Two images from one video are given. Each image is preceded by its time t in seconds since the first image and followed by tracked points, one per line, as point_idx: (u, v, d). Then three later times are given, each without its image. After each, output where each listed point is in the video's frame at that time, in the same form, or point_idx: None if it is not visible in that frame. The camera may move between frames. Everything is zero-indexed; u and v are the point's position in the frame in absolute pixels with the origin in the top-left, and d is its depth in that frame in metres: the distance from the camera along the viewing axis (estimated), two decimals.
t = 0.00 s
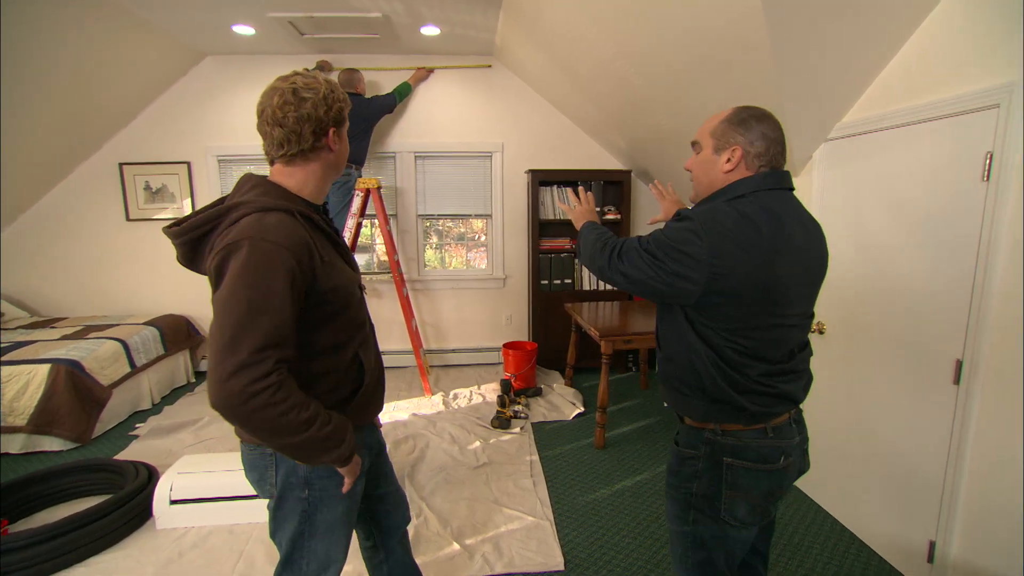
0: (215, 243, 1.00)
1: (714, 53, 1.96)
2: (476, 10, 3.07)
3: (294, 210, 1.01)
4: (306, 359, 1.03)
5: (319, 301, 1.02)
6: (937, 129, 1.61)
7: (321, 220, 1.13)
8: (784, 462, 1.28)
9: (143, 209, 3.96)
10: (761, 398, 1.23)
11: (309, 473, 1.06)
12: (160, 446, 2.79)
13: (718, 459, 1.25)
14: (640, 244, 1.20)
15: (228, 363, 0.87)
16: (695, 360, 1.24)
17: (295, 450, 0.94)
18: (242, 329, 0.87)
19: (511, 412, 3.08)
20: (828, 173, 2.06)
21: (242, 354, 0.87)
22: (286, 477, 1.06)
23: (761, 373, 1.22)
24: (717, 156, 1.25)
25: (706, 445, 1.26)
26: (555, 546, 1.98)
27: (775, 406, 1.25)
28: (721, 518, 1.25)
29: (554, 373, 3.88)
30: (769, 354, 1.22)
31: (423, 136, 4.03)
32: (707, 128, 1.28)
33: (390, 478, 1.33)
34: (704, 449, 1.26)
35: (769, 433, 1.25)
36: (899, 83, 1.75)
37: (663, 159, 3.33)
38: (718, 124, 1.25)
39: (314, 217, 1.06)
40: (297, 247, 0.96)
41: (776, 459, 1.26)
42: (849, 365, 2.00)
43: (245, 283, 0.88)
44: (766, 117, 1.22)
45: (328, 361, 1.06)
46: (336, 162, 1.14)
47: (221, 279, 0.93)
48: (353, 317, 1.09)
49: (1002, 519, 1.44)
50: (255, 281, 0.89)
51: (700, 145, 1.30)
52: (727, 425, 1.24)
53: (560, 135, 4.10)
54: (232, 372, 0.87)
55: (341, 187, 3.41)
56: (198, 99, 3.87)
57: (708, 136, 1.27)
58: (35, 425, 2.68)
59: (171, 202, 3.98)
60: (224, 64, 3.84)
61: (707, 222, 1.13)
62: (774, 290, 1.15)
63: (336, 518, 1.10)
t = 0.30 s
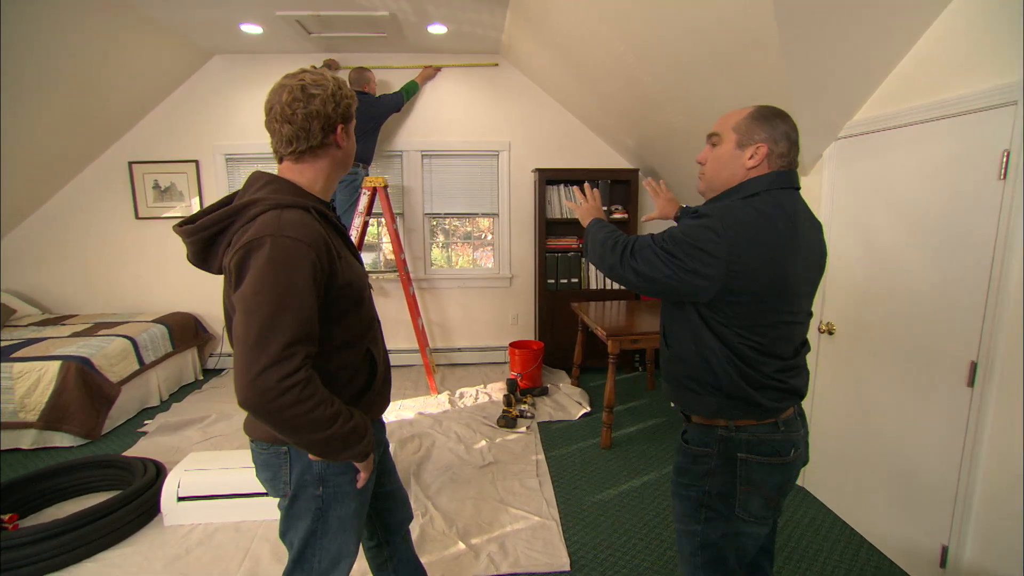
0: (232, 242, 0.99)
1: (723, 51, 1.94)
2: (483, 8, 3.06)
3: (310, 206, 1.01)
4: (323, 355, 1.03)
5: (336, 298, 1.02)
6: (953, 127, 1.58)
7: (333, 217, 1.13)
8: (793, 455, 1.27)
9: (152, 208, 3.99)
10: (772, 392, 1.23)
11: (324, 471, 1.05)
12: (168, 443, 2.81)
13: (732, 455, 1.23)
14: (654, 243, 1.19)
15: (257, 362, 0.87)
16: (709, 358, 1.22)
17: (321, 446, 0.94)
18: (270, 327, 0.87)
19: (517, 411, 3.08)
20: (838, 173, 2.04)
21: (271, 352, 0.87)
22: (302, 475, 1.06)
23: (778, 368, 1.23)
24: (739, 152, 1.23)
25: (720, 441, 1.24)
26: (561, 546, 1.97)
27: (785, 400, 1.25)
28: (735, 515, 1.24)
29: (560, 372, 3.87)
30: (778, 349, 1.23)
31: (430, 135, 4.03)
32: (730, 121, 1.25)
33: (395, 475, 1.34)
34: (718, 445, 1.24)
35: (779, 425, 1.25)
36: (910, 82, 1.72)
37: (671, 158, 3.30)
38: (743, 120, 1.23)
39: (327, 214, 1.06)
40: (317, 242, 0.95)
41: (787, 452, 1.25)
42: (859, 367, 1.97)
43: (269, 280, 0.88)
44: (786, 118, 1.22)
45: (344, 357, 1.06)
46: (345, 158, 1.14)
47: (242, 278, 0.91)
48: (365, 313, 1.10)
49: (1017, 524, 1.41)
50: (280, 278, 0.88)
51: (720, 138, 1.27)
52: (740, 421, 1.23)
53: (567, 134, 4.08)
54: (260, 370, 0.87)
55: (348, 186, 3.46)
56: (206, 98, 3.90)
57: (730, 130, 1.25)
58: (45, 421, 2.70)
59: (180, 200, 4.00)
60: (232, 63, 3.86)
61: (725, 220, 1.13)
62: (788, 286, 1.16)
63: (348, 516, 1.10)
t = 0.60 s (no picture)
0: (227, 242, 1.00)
1: (729, 53, 1.93)
2: (488, 10, 3.06)
3: (307, 208, 1.01)
4: (317, 358, 1.03)
5: (332, 300, 1.01)
6: (963, 129, 1.56)
7: (334, 220, 1.13)
8: (797, 458, 1.27)
9: (158, 208, 4.01)
10: (779, 393, 1.22)
11: (321, 473, 1.05)
12: (172, 443, 2.82)
13: (737, 459, 1.22)
14: (667, 243, 1.18)
15: (244, 361, 0.87)
16: (718, 360, 1.21)
17: (309, 449, 0.93)
18: (258, 328, 0.87)
19: (521, 413, 3.07)
20: (844, 176, 2.02)
21: (259, 352, 0.87)
22: (299, 477, 1.06)
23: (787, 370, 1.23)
24: (753, 155, 1.22)
25: (724, 445, 1.23)
26: (565, 550, 1.95)
27: (793, 402, 1.25)
28: (739, 519, 1.22)
29: (564, 375, 3.85)
30: (786, 352, 1.22)
31: (434, 136, 4.03)
32: (744, 123, 1.24)
33: (402, 479, 1.33)
34: (723, 449, 1.23)
35: (785, 430, 1.24)
36: (918, 83, 1.71)
37: (676, 160, 3.29)
38: (758, 123, 1.22)
39: (326, 215, 1.06)
40: (310, 243, 0.95)
41: (792, 456, 1.24)
42: (866, 371, 1.95)
43: (259, 280, 0.88)
44: (798, 121, 1.22)
45: (340, 359, 1.06)
46: (347, 160, 1.13)
47: (235, 277, 0.92)
48: (364, 316, 1.09)
49: None
50: (271, 278, 0.89)
51: (733, 141, 1.26)
52: (747, 423, 1.22)
53: (572, 136, 4.08)
54: (248, 371, 0.87)
55: (353, 187, 3.44)
56: (213, 99, 3.91)
57: (744, 132, 1.23)
58: (52, 421, 2.67)
59: (186, 201, 4.03)
60: (238, 64, 3.88)
61: (745, 221, 1.14)
62: (799, 286, 1.17)
63: (348, 518, 1.09)
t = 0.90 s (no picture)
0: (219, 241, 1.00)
1: (731, 54, 1.93)
2: (489, 10, 3.05)
3: (299, 209, 1.01)
4: (305, 361, 1.02)
5: (320, 303, 1.00)
6: (968, 128, 1.54)
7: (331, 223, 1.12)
8: (798, 459, 1.26)
9: (160, 209, 4.01)
10: (782, 393, 1.21)
11: (312, 476, 1.04)
12: (173, 444, 2.82)
13: (738, 460, 1.21)
14: (677, 244, 1.17)
15: (220, 359, 0.86)
16: (721, 361, 1.20)
17: (286, 452, 0.92)
18: (235, 327, 0.87)
19: (522, 414, 3.06)
20: (848, 177, 2.00)
21: (235, 351, 0.86)
22: (290, 478, 1.05)
23: (792, 372, 1.22)
24: (758, 155, 1.21)
25: (725, 446, 1.22)
26: (566, 552, 1.94)
27: (795, 404, 1.24)
28: (740, 520, 1.22)
29: (565, 376, 3.84)
30: (789, 353, 1.22)
31: (435, 136, 4.02)
32: (747, 124, 1.23)
33: (403, 482, 1.31)
34: (724, 450, 1.22)
35: (788, 431, 1.23)
36: (921, 83, 1.69)
37: (678, 160, 3.28)
38: (761, 123, 1.21)
39: (320, 217, 1.05)
40: (295, 244, 0.95)
41: (793, 457, 1.24)
42: (868, 373, 1.94)
43: (239, 279, 0.88)
44: (799, 120, 1.22)
45: (330, 363, 1.05)
46: (339, 160, 1.11)
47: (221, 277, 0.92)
48: (356, 321, 1.08)
49: None
50: (251, 277, 0.88)
51: (736, 142, 1.25)
52: (750, 424, 1.21)
53: (573, 136, 4.07)
54: (223, 370, 0.86)
55: (355, 188, 3.52)
56: (214, 100, 3.92)
57: (747, 132, 1.22)
58: (54, 421, 2.71)
59: (187, 202, 4.03)
60: (239, 66, 3.88)
61: (756, 223, 1.13)
62: (802, 287, 1.17)
63: (341, 522, 1.08)
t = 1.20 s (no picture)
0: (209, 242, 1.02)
1: (730, 54, 1.92)
2: (488, 10, 3.05)
3: (287, 209, 1.01)
4: (292, 362, 1.02)
5: (305, 303, 1.00)
6: (966, 127, 1.54)
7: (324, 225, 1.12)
8: (799, 459, 1.25)
9: (158, 211, 4.01)
10: (783, 396, 1.21)
11: (301, 480, 1.04)
12: (172, 446, 2.81)
13: (740, 460, 1.21)
14: (680, 245, 1.17)
15: (197, 357, 0.87)
16: (721, 361, 1.20)
17: (265, 452, 0.91)
18: (213, 325, 0.88)
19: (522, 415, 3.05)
20: (846, 177, 2.00)
21: (212, 349, 0.87)
22: (280, 481, 1.05)
23: (793, 374, 1.21)
24: (762, 152, 1.21)
25: (727, 446, 1.21)
26: (566, 552, 1.94)
27: (797, 404, 1.24)
28: (742, 521, 1.21)
29: (565, 376, 3.84)
30: (791, 354, 1.21)
31: (434, 137, 4.02)
32: (753, 119, 1.22)
33: (404, 486, 1.30)
34: (726, 450, 1.21)
35: (790, 431, 1.23)
36: (919, 82, 1.69)
37: (677, 160, 3.28)
38: (767, 120, 1.20)
39: (311, 218, 1.05)
40: (278, 244, 0.95)
41: (795, 457, 1.23)
42: (868, 372, 1.94)
43: (219, 277, 0.89)
44: (804, 123, 1.22)
45: (320, 365, 1.04)
46: (321, 163, 1.10)
47: (207, 276, 0.94)
48: (346, 322, 1.07)
49: None
50: (231, 276, 0.89)
51: (741, 136, 1.24)
52: (751, 425, 1.21)
53: (572, 136, 4.07)
54: (199, 367, 0.87)
55: (353, 189, 3.50)
56: (212, 101, 3.91)
57: (752, 127, 1.22)
58: (52, 424, 2.65)
59: (185, 203, 4.02)
60: (237, 66, 3.87)
61: (760, 222, 1.12)
62: (802, 288, 1.16)
63: (333, 527, 1.08)
